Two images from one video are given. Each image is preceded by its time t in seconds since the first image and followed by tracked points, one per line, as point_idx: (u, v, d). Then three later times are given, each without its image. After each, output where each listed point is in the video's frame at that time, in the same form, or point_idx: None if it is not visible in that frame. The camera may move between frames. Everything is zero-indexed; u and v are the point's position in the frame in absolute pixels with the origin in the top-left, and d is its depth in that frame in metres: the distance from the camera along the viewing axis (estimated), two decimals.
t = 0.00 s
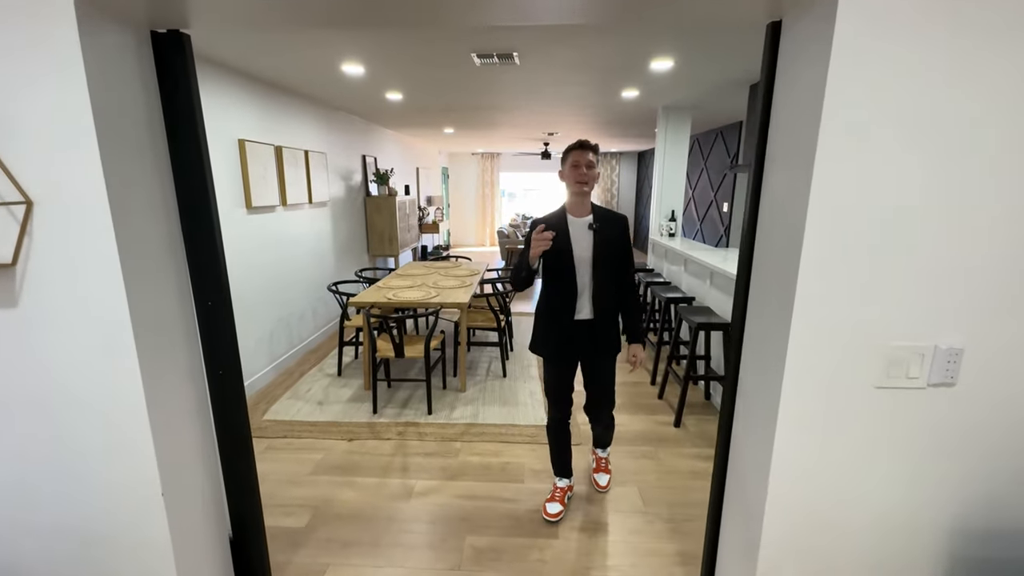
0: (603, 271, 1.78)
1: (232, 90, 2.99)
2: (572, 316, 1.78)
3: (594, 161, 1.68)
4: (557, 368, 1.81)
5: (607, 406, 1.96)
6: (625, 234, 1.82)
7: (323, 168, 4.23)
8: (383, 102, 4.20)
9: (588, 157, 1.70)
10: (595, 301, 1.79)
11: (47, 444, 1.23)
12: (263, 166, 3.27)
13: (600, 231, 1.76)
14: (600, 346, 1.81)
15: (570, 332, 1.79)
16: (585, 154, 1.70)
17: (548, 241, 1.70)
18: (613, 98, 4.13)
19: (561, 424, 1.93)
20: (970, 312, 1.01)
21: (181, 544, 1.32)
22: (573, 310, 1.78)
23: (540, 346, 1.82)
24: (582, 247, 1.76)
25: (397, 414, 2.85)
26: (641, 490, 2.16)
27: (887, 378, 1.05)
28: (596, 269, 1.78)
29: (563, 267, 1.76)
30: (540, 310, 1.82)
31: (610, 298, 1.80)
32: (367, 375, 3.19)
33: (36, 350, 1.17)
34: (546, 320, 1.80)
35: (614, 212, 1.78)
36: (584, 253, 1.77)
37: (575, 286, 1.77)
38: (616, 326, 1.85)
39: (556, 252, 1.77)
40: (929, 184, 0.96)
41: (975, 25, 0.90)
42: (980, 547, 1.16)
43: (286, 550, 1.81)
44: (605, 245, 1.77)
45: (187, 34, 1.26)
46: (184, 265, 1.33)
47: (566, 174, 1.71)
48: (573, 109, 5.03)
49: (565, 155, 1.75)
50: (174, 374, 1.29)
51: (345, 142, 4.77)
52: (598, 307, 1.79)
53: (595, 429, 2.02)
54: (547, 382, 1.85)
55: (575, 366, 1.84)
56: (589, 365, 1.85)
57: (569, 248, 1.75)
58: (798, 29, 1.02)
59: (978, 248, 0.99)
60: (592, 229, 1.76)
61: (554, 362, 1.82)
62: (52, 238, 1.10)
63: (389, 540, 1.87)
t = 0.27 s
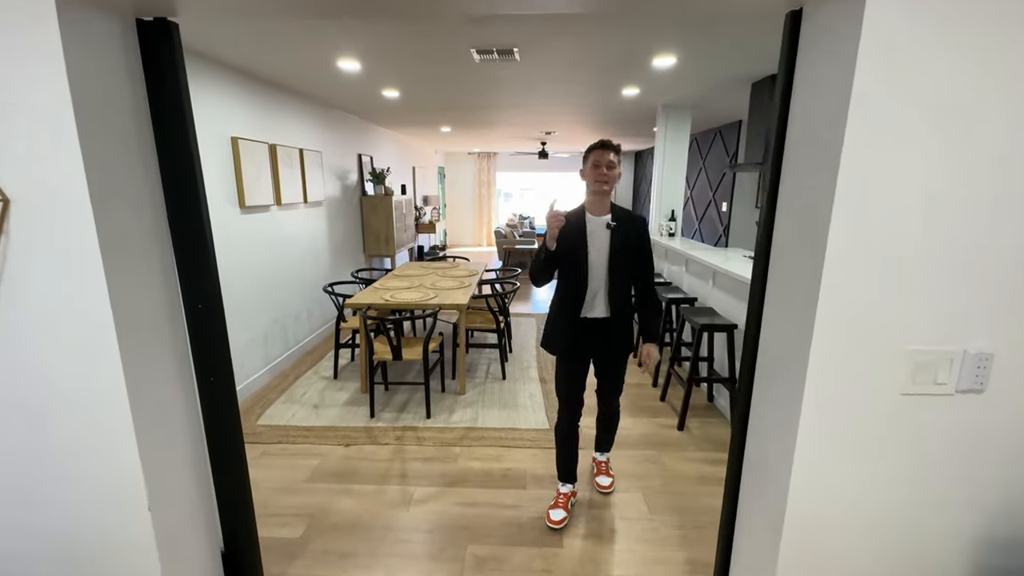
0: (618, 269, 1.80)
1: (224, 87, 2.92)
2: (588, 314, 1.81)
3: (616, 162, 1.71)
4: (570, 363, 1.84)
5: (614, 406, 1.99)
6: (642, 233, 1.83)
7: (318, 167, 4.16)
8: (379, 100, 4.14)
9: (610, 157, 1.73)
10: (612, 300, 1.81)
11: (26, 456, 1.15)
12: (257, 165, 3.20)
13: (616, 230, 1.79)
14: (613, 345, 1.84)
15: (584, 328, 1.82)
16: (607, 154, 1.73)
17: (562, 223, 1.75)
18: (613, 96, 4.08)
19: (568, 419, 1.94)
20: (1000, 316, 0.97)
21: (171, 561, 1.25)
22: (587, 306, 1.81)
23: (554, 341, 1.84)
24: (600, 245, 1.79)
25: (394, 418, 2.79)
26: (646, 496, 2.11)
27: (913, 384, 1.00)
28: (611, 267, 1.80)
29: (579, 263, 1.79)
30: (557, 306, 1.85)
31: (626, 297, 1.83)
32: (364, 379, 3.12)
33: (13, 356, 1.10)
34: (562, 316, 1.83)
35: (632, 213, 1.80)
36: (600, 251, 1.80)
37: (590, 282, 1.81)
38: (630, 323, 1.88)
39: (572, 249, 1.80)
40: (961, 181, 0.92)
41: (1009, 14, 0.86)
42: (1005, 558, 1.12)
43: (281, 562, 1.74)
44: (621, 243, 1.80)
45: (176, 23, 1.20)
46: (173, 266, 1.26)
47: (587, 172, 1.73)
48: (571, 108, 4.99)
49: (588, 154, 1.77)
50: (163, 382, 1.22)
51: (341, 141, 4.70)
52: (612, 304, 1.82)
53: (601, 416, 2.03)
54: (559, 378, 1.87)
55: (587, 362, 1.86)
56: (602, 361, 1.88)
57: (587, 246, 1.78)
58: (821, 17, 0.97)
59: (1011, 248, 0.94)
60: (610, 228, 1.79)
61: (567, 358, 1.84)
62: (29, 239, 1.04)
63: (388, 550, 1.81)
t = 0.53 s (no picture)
0: (631, 267, 1.88)
1: (212, 82, 2.83)
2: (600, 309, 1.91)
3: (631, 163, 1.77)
4: (579, 356, 1.94)
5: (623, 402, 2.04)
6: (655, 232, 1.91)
7: (311, 166, 4.07)
8: (373, 97, 4.05)
9: (626, 157, 1.79)
10: (625, 296, 1.90)
11: None
12: (247, 163, 3.11)
13: (629, 229, 1.87)
14: (623, 341, 1.92)
15: (596, 322, 1.91)
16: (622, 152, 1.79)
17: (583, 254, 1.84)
18: (611, 92, 4.01)
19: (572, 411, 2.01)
20: None
21: None
22: (602, 301, 1.89)
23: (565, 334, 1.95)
24: (614, 244, 1.88)
25: (390, 424, 2.71)
26: (651, 505, 2.04)
27: (947, 394, 0.94)
28: (624, 264, 1.88)
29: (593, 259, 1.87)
30: (572, 300, 1.95)
31: (638, 295, 1.91)
32: (358, 383, 3.04)
33: None
34: (576, 311, 1.92)
35: (645, 212, 1.88)
36: (614, 249, 1.89)
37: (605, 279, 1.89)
38: (642, 319, 1.95)
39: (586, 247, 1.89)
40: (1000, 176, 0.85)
41: None
42: None
43: None
44: (635, 242, 1.88)
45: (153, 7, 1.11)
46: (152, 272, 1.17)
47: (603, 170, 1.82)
48: (568, 106, 4.92)
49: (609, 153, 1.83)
50: (142, 396, 1.14)
51: (335, 139, 4.61)
52: (625, 300, 1.90)
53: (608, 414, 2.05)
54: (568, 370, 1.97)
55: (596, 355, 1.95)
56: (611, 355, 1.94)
57: (602, 244, 1.88)
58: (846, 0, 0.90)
59: None
60: (623, 227, 1.87)
61: (576, 350, 1.94)
62: None
63: (384, 564, 1.73)
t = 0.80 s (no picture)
0: (636, 268, 1.94)
1: (199, 78, 2.72)
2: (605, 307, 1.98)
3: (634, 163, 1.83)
4: (586, 354, 2.02)
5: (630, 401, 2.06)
6: (659, 234, 1.97)
7: (304, 166, 3.97)
8: (367, 95, 3.95)
9: (630, 158, 1.85)
10: (629, 295, 1.96)
11: None
12: (236, 163, 3.01)
13: (632, 231, 1.94)
14: (627, 339, 1.98)
15: (602, 322, 1.98)
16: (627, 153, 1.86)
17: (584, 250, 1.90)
18: (611, 90, 3.94)
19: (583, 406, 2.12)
20: None
21: None
22: (607, 301, 1.96)
23: (573, 334, 2.05)
24: (618, 244, 1.96)
25: (385, 432, 2.62)
26: (657, 518, 1.97)
27: (987, 412, 0.87)
28: (629, 265, 1.95)
29: (598, 260, 1.95)
30: (578, 298, 2.04)
31: (643, 294, 1.97)
32: (352, 389, 2.95)
33: None
34: (582, 311, 2.00)
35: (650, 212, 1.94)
36: (618, 251, 1.96)
37: (610, 280, 1.96)
38: (648, 319, 2.01)
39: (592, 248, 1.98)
40: None
41: None
42: None
43: None
44: (638, 243, 1.94)
45: None
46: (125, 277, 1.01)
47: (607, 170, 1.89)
48: (566, 104, 4.84)
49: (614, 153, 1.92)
50: (112, 420, 0.99)
51: (328, 138, 4.51)
52: (630, 300, 1.96)
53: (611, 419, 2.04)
54: (577, 369, 2.05)
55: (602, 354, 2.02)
56: (618, 354, 2.00)
57: (606, 244, 1.96)
58: None
59: None
60: (627, 227, 1.94)
61: (583, 349, 2.03)
62: None
63: None
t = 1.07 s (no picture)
0: (628, 267, 1.92)
1: (179, 72, 2.62)
2: (597, 308, 1.96)
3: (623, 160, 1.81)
4: (581, 355, 2.01)
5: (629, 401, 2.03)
6: (651, 232, 1.94)
7: (290, 165, 3.86)
8: (355, 91, 3.86)
9: (619, 156, 1.83)
10: (621, 295, 1.93)
11: None
12: (219, 161, 2.91)
13: (623, 229, 1.91)
14: (620, 339, 1.95)
15: (595, 322, 1.97)
16: (615, 151, 1.84)
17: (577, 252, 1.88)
18: (603, 87, 3.89)
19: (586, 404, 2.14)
20: None
21: None
22: (599, 301, 1.95)
23: (568, 335, 2.05)
24: (608, 244, 1.94)
25: (376, 439, 2.54)
26: (657, 525, 1.92)
27: (1016, 423, 0.83)
28: (620, 264, 1.93)
29: (589, 260, 1.95)
30: (570, 300, 2.04)
31: (635, 293, 1.94)
32: (342, 395, 2.86)
33: None
34: (575, 311, 2.00)
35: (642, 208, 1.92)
36: (609, 250, 1.95)
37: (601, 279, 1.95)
38: (642, 318, 1.97)
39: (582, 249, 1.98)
40: None
41: None
42: None
43: None
44: (628, 241, 1.91)
45: None
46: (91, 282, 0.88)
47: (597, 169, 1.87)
48: (557, 102, 4.79)
49: (604, 152, 1.90)
50: (77, 442, 0.87)
51: (314, 136, 4.40)
52: (622, 299, 1.93)
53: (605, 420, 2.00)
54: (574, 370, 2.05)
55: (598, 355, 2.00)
56: (613, 354, 1.98)
57: (596, 244, 1.94)
58: None
59: None
60: (618, 226, 1.92)
61: (578, 350, 2.02)
62: None
63: None
